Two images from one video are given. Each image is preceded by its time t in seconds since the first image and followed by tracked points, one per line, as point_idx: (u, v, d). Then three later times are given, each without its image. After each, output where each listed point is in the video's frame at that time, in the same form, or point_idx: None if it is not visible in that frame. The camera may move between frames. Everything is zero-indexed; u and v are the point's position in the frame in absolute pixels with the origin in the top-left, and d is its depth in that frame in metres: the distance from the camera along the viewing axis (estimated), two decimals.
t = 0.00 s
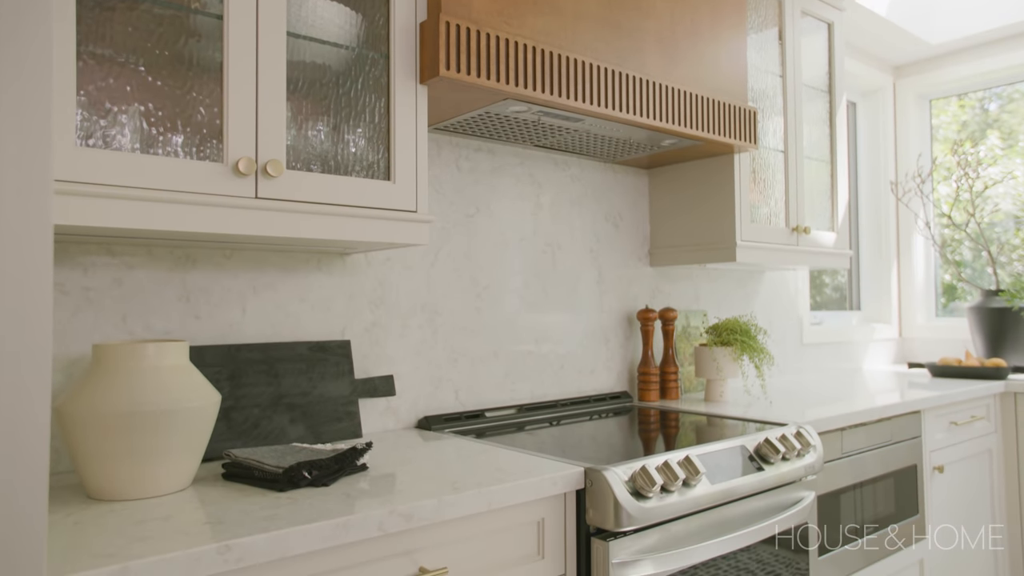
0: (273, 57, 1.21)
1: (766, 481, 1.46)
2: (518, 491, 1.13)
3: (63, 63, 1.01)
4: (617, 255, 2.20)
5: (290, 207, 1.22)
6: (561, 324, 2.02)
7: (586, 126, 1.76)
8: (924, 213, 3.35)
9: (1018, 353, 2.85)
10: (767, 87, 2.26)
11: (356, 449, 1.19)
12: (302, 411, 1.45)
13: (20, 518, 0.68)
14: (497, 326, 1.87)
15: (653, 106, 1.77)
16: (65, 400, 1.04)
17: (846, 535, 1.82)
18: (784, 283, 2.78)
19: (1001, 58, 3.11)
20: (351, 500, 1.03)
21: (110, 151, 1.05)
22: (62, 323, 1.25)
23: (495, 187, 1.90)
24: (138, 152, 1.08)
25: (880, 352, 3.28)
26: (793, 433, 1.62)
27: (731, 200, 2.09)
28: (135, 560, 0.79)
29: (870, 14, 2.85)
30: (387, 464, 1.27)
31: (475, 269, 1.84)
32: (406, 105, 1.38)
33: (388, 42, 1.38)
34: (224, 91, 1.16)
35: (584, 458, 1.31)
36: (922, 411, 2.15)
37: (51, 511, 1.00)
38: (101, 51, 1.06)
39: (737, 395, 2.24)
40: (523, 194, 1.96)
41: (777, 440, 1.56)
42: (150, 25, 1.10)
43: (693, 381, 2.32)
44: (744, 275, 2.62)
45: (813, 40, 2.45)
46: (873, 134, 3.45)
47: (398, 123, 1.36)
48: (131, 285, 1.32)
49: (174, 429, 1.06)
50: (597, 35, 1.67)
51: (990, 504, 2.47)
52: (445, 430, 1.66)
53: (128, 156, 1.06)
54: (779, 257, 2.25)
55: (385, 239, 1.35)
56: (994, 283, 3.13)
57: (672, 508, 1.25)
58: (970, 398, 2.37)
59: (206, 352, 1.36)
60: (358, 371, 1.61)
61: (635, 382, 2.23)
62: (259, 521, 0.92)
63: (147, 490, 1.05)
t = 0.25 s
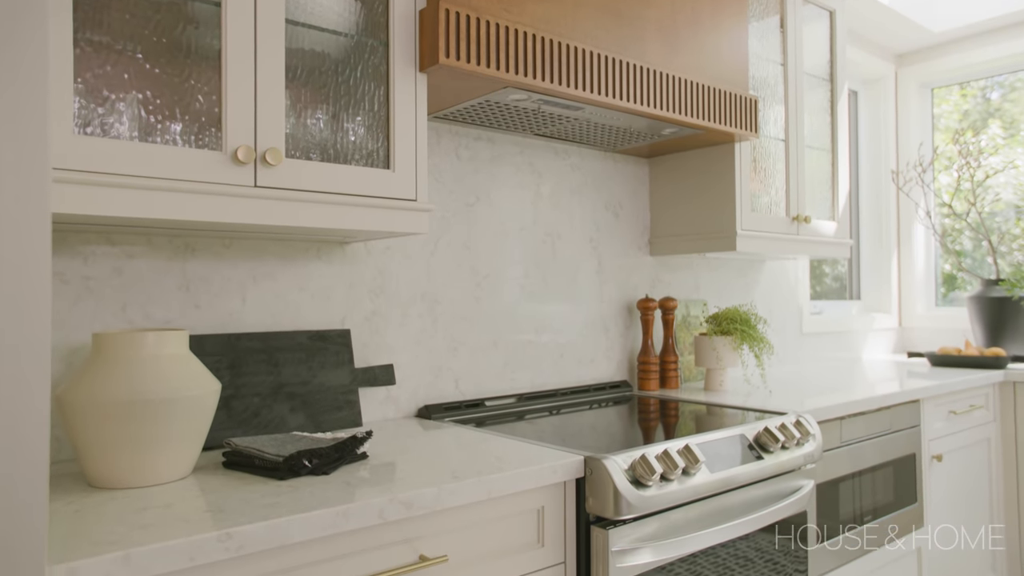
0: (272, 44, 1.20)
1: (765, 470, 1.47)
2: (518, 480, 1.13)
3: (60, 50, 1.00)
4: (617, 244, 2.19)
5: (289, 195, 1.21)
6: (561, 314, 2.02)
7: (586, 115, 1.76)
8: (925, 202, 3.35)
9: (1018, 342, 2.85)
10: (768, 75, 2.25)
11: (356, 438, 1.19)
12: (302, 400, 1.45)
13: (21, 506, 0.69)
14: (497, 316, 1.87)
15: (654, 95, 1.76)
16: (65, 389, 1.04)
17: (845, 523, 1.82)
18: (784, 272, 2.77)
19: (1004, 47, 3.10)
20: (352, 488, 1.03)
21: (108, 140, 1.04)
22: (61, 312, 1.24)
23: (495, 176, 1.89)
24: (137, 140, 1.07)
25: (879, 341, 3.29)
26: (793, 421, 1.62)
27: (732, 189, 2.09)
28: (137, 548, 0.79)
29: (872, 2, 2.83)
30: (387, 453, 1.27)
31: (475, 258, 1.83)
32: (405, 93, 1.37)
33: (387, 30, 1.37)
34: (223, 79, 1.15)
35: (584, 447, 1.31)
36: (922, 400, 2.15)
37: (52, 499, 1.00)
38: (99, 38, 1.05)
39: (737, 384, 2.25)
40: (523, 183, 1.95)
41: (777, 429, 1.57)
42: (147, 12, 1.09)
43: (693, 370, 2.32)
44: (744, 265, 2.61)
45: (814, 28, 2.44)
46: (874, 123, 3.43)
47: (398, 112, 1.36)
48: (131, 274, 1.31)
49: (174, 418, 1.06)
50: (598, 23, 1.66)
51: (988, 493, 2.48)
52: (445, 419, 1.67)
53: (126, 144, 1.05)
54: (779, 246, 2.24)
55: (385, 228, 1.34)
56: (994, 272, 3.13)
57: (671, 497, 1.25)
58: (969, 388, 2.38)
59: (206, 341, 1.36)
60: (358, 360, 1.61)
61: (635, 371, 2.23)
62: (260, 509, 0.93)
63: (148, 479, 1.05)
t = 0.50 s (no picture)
0: (270, 31, 1.19)
1: (764, 458, 1.47)
2: (517, 468, 1.13)
3: (57, 37, 0.99)
4: (617, 233, 2.19)
5: (288, 184, 1.21)
6: (560, 303, 2.02)
7: (587, 103, 1.75)
8: (926, 191, 3.34)
9: (1018, 331, 2.85)
10: (769, 64, 2.24)
11: (356, 426, 1.20)
12: (302, 389, 1.45)
13: (22, 494, 0.69)
14: (497, 305, 1.87)
15: (655, 84, 1.75)
16: (65, 378, 1.04)
17: (843, 512, 1.83)
18: (785, 261, 2.77)
19: (1006, 35, 3.08)
20: (352, 477, 1.03)
21: (106, 127, 1.04)
22: (61, 301, 1.24)
23: (495, 165, 1.88)
24: (135, 128, 1.07)
25: (879, 330, 3.29)
26: (792, 410, 1.62)
27: (733, 178, 2.08)
28: (138, 536, 0.79)
29: None
30: (387, 441, 1.27)
31: (475, 247, 1.83)
32: (404, 80, 1.36)
33: (386, 17, 1.36)
34: (221, 67, 1.14)
35: (583, 436, 1.31)
36: (921, 389, 2.16)
37: (53, 487, 1.00)
38: (96, 25, 1.04)
39: (737, 374, 2.25)
40: (523, 171, 1.94)
41: (776, 418, 1.57)
42: None
43: (693, 359, 2.32)
44: (744, 254, 2.61)
45: (816, 16, 2.42)
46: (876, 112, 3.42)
47: (398, 100, 1.35)
48: (130, 263, 1.31)
49: (174, 406, 1.06)
50: (598, 11, 1.65)
51: (986, 481, 2.49)
52: (445, 407, 1.67)
53: (124, 132, 1.05)
54: (780, 235, 2.24)
55: (384, 217, 1.34)
56: (995, 262, 3.12)
57: (671, 485, 1.26)
58: (969, 377, 2.38)
59: (206, 330, 1.36)
60: (358, 349, 1.61)
61: (634, 360, 2.23)
62: (260, 497, 0.93)
63: (148, 467, 1.05)
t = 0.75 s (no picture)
0: (268, 19, 1.18)
1: (763, 447, 1.47)
2: (517, 457, 1.13)
3: (53, 24, 0.99)
4: (617, 223, 2.18)
5: (287, 172, 1.20)
6: (560, 292, 2.02)
7: (587, 91, 1.74)
8: (927, 180, 3.33)
9: (1017, 321, 2.85)
10: (770, 52, 2.23)
11: (356, 415, 1.20)
12: (302, 378, 1.45)
13: (23, 483, 0.69)
14: (497, 294, 1.87)
15: (655, 71, 1.74)
16: (65, 366, 1.04)
17: (842, 500, 1.84)
18: (785, 251, 2.77)
19: (1008, 23, 3.06)
20: (352, 465, 1.03)
21: (104, 115, 1.03)
22: (60, 290, 1.24)
23: (495, 154, 1.88)
24: (133, 116, 1.06)
25: (879, 320, 3.29)
26: (791, 399, 1.63)
27: (733, 167, 2.07)
28: (139, 524, 0.79)
29: None
30: (387, 430, 1.28)
31: (475, 236, 1.83)
32: (403, 68, 1.36)
33: (385, 4, 1.35)
34: (219, 55, 1.13)
35: (583, 425, 1.32)
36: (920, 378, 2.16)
37: (53, 476, 1.00)
38: (93, 12, 1.03)
39: (737, 363, 2.25)
40: (523, 160, 1.94)
41: (776, 407, 1.57)
42: None
43: (693, 348, 2.32)
44: (744, 243, 2.60)
45: (818, 3, 2.40)
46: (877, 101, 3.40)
47: (397, 88, 1.34)
48: (129, 252, 1.31)
49: (174, 395, 1.06)
50: None
51: (984, 470, 2.50)
52: (445, 396, 1.67)
53: (123, 121, 1.04)
54: (780, 224, 2.23)
55: (384, 206, 1.33)
56: (995, 252, 3.12)
57: (670, 474, 1.26)
58: (968, 366, 2.38)
59: (206, 319, 1.36)
60: (358, 338, 1.61)
61: (634, 349, 2.23)
62: (260, 485, 0.93)
63: (148, 455, 1.05)
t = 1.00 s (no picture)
0: (267, 5, 1.17)
1: (763, 436, 1.48)
2: (517, 445, 1.14)
3: (50, 11, 0.98)
4: (617, 212, 2.18)
5: (286, 160, 1.20)
6: (560, 281, 2.02)
7: (587, 79, 1.73)
8: (928, 169, 3.32)
9: (1018, 310, 2.85)
10: (772, 40, 2.21)
11: (356, 404, 1.20)
12: (302, 366, 1.45)
13: (23, 471, 0.69)
14: (497, 283, 1.87)
15: (656, 60, 1.73)
16: (64, 355, 1.04)
17: (841, 489, 1.85)
18: (785, 240, 2.76)
19: (1011, 11, 3.04)
20: (353, 454, 1.04)
21: (102, 103, 1.02)
22: (59, 278, 1.24)
23: (495, 142, 1.87)
24: (131, 104, 1.05)
25: (879, 309, 3.29)
26: (791, 388, 1.63)
27: (734, 156, 2.07)
28: (139, 513, 0.80)
29: None
30: (387, 419, 1.28)
31: (475, 225, 1.82)
32: (403, 56, 1.35)
33: None
34: (217, 42, 1.12)
35: (583, 414, 1.32)
36: (920, 367, 2.16)
37: (54, 464, 1.01)
38: None
39: (737, 352, 2.25)
40: (523, 149, 1.93)
41: (775, 396, 1.57)
42: None
43: (693, 338, 2.32)
44: (744, 233, 2.60)
45: None
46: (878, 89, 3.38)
47: (397, 76, 1.33)
48: (128, 241, 1.30)
49: (174, 384, 1.06)
50: None
51: (982, 459, 2.51)
52: (445, 385, 1.68)
53: (120, 108, 1.04)
54: (781, 213, 2.23)
55: (383, 194, 1.33)
56: (995, 241, 3.12)
57: (670, 462, 1.26)
58: (968, 355, 2.39)
59: (206, 308, 1.36)
60: (358, 327, 1.61)
61: (634, 339, 2.23)
62: (261, 474, 0.93)
63: (149, 444, 1.05)
